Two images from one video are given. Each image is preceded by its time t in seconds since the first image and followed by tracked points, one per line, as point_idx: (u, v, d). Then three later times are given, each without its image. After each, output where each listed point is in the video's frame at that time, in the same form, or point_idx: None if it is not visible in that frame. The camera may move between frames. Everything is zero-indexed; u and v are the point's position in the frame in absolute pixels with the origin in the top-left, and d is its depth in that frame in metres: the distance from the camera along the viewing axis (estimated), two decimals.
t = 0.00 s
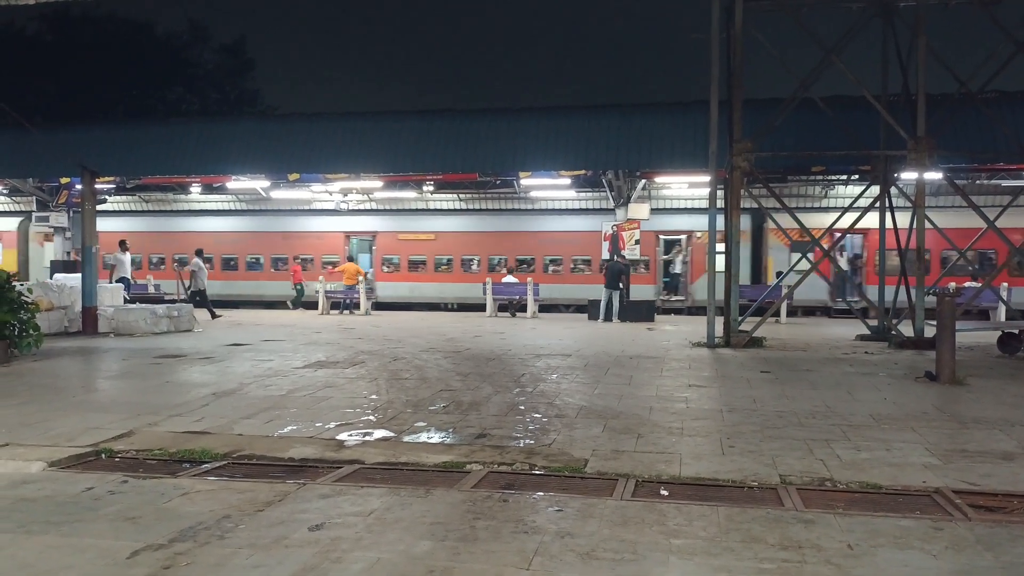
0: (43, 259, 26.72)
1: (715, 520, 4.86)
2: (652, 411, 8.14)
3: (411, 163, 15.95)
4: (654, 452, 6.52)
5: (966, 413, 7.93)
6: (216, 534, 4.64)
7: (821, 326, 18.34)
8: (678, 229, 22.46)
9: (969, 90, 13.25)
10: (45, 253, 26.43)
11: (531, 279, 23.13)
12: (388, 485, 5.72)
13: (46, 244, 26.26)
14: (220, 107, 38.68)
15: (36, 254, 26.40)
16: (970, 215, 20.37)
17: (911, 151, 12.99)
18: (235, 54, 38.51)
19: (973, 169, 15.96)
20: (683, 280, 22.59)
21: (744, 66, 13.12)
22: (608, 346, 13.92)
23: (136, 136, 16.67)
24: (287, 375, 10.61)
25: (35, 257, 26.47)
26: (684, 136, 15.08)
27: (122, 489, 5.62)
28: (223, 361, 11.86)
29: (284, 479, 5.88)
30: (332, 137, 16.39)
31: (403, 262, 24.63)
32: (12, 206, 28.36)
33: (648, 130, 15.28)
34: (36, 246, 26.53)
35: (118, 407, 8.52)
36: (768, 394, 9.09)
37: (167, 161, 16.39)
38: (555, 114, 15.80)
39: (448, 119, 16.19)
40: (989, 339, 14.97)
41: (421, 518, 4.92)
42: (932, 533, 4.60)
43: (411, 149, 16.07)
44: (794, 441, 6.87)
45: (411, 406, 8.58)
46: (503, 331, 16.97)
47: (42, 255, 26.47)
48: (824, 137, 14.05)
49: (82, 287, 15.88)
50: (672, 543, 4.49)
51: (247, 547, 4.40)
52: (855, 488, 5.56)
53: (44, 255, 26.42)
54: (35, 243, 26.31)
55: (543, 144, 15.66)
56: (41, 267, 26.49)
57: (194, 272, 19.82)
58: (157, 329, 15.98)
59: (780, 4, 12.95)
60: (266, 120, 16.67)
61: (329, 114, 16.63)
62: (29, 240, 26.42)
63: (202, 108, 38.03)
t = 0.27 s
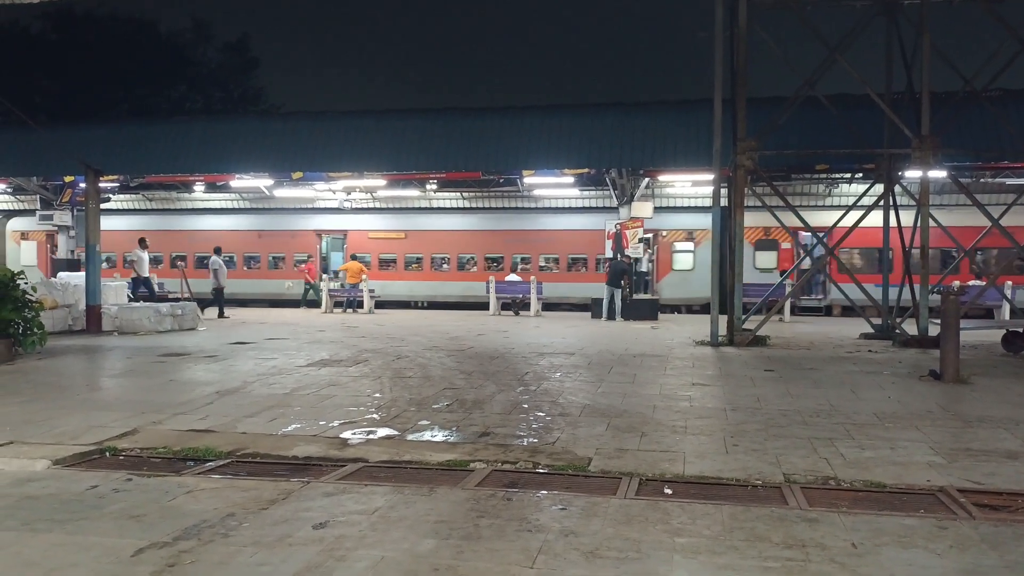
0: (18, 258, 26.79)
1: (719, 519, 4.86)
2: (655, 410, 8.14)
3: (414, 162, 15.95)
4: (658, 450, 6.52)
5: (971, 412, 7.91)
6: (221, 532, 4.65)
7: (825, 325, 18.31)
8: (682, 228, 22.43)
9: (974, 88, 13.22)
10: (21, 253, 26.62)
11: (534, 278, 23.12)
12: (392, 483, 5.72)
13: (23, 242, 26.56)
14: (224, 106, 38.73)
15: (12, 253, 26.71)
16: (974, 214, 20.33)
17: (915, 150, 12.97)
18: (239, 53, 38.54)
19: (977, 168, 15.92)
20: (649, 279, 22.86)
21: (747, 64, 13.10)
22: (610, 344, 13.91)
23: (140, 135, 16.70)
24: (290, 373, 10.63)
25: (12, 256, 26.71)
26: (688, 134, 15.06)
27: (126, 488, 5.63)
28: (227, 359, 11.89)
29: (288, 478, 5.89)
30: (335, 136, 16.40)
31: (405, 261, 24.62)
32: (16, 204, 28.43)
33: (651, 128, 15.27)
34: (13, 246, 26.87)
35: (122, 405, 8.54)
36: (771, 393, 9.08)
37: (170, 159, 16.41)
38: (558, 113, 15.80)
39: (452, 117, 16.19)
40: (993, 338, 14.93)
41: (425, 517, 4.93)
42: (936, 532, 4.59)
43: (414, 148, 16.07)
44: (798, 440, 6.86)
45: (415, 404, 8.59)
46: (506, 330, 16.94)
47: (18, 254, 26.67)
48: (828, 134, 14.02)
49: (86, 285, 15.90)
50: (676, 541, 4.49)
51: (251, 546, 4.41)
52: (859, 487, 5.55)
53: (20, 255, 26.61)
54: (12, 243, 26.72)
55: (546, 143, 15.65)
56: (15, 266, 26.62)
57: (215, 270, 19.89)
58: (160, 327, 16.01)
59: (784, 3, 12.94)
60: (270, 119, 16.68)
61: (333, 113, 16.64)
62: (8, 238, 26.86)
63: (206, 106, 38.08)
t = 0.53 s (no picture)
0: None
1: (723, 519, 4.85)
2: (660, 409, 8.13)
3: (418, 161, 15.95)
4: (662, 450, 6.51)
5: (976, 411, 7.89)
6: (226, 531, 4.66)
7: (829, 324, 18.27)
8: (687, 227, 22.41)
9: (979, 86, 13.19)
10: None
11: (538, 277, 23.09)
12: (397, 482, 5.73)
13: None
14: (229, 105, 38.77)
15: None
16: (979, 212, 20.28)
17: (920, 148, 12.95)
18: (243, 52, 38.57)
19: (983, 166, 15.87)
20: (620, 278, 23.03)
21: (752, 61, 13.07)
22: (614, 343, 13.89)
23: (144, 134, 16.73)
24: (295, 372, 10.65)
25: None
26: (693, 133, 15.03)
27: (131, 486, 5.65)
28: (231, 358, 11.92)
29: (293, 476, 5.90)
30: (339, 135, 16.41)
31: (409, 260, 24.59)
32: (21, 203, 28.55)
33: (654, 126, 15.25)
34: None
35: (128, 404, 8.56)
36: (776, 392, 9.06)
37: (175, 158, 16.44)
38: (561, 111, 15.79)
39: (457, 117, 16.18)
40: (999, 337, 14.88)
41: (430, 515, 4.93)
42: (942, 532, 4.58)
43: (418, 147, 16.07)
44: (803, 439, 6.85)
45: (419, 403, 8.60)
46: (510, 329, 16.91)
47: None
48: (832, 133, 14.00)
49: (91, 284, 15.92)
50: (681, 540, 4.48)
51: (255, 544, 4.42)
52: (864, 486, 5.54)
53: None
54: None
55: (550, 141, 15.65)
56: None
57: (233, 268, 19.93)
58: (165, 327, 16.04)
59: (788, 2, 12.93)
60: (274, 117, 16.70)
61: (336, 112, 16.65)
62: None
63: (210, 105, 38.13)
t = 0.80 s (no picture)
0: None
1: (729, 519, 4.85)
2: (665, 409, 8.12)
3: (423, 160, 15.96)
4: (667, 450, 6.50)
5: (983, 412, 7.86)
6: (232, 530, 4.67)
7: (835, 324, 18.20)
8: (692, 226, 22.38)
9: (985, 85, 13.14)
10: None
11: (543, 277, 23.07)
12: (402, 482, 5.73)
13: None
14: (235, 105, 38.87)
15: None
16: (986, 212, 20.18)
17: (927, 148, 12.89)
18: (249, 52, 38.66)
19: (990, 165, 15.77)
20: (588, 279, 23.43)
21: (758, 60, 13.04)
22: (619, 343, 13.87)
23: (150, 134, 16.79)
24: (300, 372, 10.67)
25: None
26: (699, 133, 15.02)
27: (138, 486, 5.67)
28: (238, 358, 11.95)
29: (299, 476, 5.91)
30: (344, 135, 16.45)
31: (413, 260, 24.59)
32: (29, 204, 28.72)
33: (659, 126, 15.24)
34: None
35: (134, 404, 8.60)
36: (781, 392, 9.04)
37: (180, 158, 16.49)
38: (566, 112, 15.80)
39: (462, 117, 16.20)
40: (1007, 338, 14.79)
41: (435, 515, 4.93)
42: (948, 532, 4.57)
43: (422, 147, 16.09)
44: (809, 440, 6.83)
45: (424, 403, 8.61)
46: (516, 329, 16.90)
47: None
48: (838, 133, 13.98)
49: (98, 284, 15.97)
50: (686, 541, 4.48)
51: (261, 544, 4.43)
52: (870, 486, 5.53)
53: None
54: None
55: (554, 141, 15.65)
56: None
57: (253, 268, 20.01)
58: (172, 326, 16.09)
59: (793, 2, 12.92)
60: (279, 117, 16.74)
61: (342, 112, 16.68)
62: None
63: (216, 105, 38.25)
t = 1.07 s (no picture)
0: None
1: (731, 518, 4.85)
2: (668, 408, 8.11)
3: (426, 160, 15.96)
4: (669, 449, 6.50)
5: (987, 412, 7.83)
6: (234, 529, 4.69)
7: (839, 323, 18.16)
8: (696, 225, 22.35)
9: (990, 84, 13.10)
10: None
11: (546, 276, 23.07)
12: (405, 481, 5.74)
13: None
14: (238, 105, 38.94)
15: None
16: (990, 211, 20.12)
17: (931, 147, 12.84)
18: (252, 52, 38.71)
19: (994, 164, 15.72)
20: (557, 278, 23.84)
21: (761, 58, 12.99)
22: (622, 343, 13.86)
23: (152, 134, 16.81)
24: (303, 371, 10.69)
25: None
26: (702, 132, 14.99)
27: (141, 485, 5.68)
28: (241, 357, 11.96)
29: (302, 476, 5.92)
30: (347, 135, 16.46)
31: (416, 259, 24.64)
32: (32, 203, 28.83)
33: (663, 126, 15.23)
34: None
35: (138, 403, 8.62)
36: (784, 391, 9.03)
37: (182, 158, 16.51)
38: (569, 112, 15.80)
39: (465, 117, 16.21)
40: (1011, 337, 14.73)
41: (438, 515, 4.94)
42: (951, 532, 4.56)
43: (425, 146, 16.09)
44: (811, 439, 6.82)
45: (427, 402, 8.61)
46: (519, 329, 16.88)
47: None
48: (841, 132, 13.95)
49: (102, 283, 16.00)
50: (688, 540, 4.48)
51: (263, 543, 4.44)
52: (873, 486, 5.52)
53: None
54: None
55: (558, 141, 15.64)
56: None
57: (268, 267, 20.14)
58: (175, 326, 16.13)
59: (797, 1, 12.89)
60: (282, 117, 16.77)
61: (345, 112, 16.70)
62: None
63: (220, 105, 38.32)
